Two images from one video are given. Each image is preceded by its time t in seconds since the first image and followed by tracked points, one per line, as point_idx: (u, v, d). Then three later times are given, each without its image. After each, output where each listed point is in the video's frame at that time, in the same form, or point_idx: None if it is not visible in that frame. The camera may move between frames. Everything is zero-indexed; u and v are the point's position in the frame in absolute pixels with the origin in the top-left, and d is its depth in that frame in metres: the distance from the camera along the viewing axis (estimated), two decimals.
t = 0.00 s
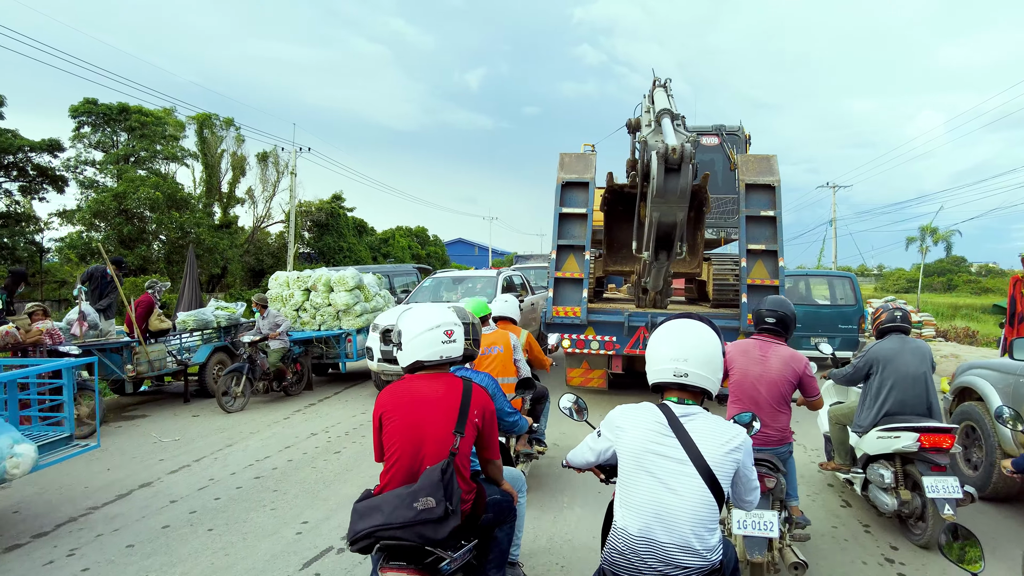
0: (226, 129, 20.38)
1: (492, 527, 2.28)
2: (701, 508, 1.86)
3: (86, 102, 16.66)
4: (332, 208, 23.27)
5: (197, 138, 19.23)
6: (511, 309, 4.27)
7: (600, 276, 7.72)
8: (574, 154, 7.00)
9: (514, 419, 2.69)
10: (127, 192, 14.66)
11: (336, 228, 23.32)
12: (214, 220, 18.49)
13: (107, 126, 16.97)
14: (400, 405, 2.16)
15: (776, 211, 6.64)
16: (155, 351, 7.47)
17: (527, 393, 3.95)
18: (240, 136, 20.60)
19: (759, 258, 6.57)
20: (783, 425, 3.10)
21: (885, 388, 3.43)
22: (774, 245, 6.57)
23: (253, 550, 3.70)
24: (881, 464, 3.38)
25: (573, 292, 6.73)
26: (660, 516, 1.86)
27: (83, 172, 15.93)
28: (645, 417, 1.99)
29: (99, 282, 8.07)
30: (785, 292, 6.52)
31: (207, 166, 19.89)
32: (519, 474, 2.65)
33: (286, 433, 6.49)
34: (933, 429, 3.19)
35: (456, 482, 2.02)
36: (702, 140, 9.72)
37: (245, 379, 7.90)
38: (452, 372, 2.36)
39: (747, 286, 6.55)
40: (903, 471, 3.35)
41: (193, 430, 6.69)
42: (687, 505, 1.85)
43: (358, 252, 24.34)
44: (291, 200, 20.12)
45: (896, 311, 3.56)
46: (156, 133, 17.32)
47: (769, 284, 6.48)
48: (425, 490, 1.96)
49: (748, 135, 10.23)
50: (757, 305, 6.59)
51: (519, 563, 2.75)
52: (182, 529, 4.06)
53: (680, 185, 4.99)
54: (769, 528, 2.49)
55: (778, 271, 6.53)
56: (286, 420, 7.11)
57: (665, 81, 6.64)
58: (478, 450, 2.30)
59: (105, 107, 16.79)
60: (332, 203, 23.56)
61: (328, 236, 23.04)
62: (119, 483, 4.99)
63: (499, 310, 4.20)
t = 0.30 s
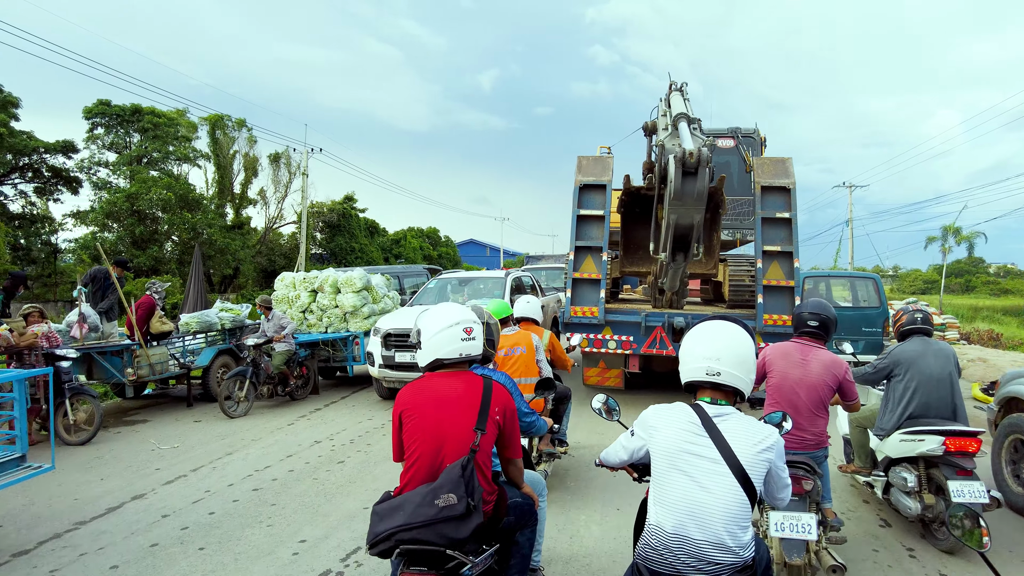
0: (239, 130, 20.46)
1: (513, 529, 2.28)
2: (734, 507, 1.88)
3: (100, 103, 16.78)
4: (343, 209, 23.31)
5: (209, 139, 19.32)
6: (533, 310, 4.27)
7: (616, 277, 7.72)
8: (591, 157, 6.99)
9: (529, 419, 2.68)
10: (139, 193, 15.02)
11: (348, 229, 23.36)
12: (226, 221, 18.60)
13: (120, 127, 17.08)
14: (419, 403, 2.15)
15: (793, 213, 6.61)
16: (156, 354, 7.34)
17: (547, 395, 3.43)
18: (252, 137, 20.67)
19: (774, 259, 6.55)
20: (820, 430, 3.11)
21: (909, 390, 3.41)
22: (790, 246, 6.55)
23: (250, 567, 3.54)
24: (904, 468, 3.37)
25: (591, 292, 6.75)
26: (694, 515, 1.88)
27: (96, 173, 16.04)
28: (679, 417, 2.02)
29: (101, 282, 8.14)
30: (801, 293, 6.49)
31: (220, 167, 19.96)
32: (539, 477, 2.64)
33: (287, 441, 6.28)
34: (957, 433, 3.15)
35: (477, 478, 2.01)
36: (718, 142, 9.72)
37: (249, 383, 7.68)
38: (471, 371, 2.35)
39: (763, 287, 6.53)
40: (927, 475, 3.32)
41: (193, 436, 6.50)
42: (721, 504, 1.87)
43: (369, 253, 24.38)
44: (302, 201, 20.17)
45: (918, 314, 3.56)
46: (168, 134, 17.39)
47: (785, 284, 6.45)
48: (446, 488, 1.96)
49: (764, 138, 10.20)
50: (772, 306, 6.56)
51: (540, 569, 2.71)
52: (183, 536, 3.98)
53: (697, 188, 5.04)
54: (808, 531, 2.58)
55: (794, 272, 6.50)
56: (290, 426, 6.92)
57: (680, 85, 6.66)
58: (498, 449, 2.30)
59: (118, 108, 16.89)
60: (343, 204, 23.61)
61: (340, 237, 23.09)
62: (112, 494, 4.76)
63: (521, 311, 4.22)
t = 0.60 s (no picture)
0: (254, 130, 20.55)
1: (541, 534, 2.30)
2: (767, 495, 1.90)
3: (117, 104, 16.93)
4: (359, 209, 23.40)
5: (225, 140, 19.43)
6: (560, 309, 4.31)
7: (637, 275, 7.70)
8: (611, 158, 6.97)
9: (561, 421, 2.67)
10: (155, 193, 15.30)
11: (363, 229, 23.47)
12: (242, 221, 18.77)
13: (136, 128, 17.22)
14: (442, 409, 2.15)
15: (812, 213, 6.58)
16: (161, 356, 7.31)
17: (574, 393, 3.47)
18: (268, 137, 20.77)
19: (793, 259, 6.52)
20: (855, 429, 3.16)
21: (933, 390, 3.39)
22: (810, 246, 6.52)
23: None
24: (930, 469, 3.37)
25: (612, 291, 6.77)
26: (729, 506, 1.91)
27: (114, 173, 16.19)
28: (708, 410, 2.03)
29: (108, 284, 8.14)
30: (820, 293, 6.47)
31: (236, 167, 20.08)
32: (565, 481, 2.62)
33: (293, 447, 6.19)
34: (983, 434, 3.14)
35: (506, 484, 2.01)
36: (738, 143, 9.69)
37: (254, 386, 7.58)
38: (493, 372, 2.34)
39: (782, 287, 6.51)
40: (954, 476, 3.31)
41: (195, 441, 6.44)
42: (754, 494, 1.90)
43: (384, 253, 24.47)
44: (318, 201, 20.27)
45: (944, 314, 3.50)
46: (184, 135, 17.49)
47: (805, 284, 6.42)
48: (474, 496, 1.95)
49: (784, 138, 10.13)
50: (791, 305, 6.54)
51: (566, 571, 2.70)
52: (187, 546, 3.92)
53: (718, 190, 5.02)
54: (851, 527, 2.70)
55: (814, 272, 6.47)
56: (297, 431, 6.85)
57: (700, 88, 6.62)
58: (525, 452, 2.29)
59: (135, 109, 17.03)
60: (358, 203, 23.70)
61: (355, 237, 23.20)
62: (105, 504, 4.64)
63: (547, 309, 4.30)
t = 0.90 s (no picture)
0: (275, 130, 20.67)
1: (575, 537, 2.36)
2: (804, 478, 2.13)
3: (140, 106, 17.12)
4: (378, 209, 23.49)
5: (246, 141, 19.59)
6: (591, 307, 4.54)
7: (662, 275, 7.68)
8: (636, 158, 6.97)
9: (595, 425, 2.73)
10: (177, 193, 15.45)
11: (383, 229, 23.56)
12: (263, 221, 18.95)
13: (158, 129, 17.41)
14: (478, 413, 2.16)
15: (837, 213, 6.54)
16: (169, 358, 7.31)
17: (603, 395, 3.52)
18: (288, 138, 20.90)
19: (818, 258, 6.49)
20: (896, 426, 3.24)
21: (963, 390, 3.36)
22: (834, 245, 6.48)
23: None
24: (965, 471, 3.32)
25: (637, 290, 6.77)
26: (768, 487, 2.12)
27: (136, 174, 16.38)
28: (749, 399, 2.26)
29: (114, 284, 8.07)
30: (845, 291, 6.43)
31: (257, 167, 20.23)
32: (597, 481, 2.63)
33: (302, 453, 6.08)
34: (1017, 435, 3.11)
35: (544, 492, 2.01)
36: (762, 142, 9.67)
37: (265, 387, 7.51)
38: (526, 374, 2.33)
39: (807, 285, 6.48)
40: (989, 478, 3.28)
41: (201, 446, 6.36)
42: (790, 476, 2.12)
43: (404, 252, 24.57)
44: (338, 202, 20.38)
45: (980, 314, 3.49)
46: (205, 135, 17.63)
47: (830, 283, 6.39)
48: (512, 503, 1.95)
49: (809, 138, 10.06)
50: (816, 304, 6.51)
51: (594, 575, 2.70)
52: (194, 555, 3.86)
53: (744, 190, 5.02)
54: (898, 522, 2.75)
55: (838, 270, 6.43)
56: (307, 436, 6.76)
57: (724, 90, 6.61)
58: (560, 456, 2.30)
59: (157, 110, 17.23)
60: (378, 203, 23.79)
61: (375, 237, 23.30)
62: (113, 512, 4.57)
63: (580, 308, 4.48)
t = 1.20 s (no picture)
0: (295, 130, 20.78)
1: (603, 534, 2.36)
2: (837, 465, 2.27)
3: (161, 107, 17.31)
4: (398, 208, 23.57)
5: (267, 141, 19.74)
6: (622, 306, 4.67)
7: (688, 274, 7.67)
8: (660, 159, 6.97)
9: (620, 425, 2.72)
10: (197, 193, 15.61)
11: (402, 228, 23.64)
12: (283, 221, 19.10)
13: (180, 129, 17.59)
14: (508, 413, 2.16)
15: (861, 212, 6.50)
16: (176, 359, 7.19)
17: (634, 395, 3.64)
18: (309, 138, 21.02)
19: (843, 257, 6.46)
20: (931, 423, 3.22)
21: (1000, 391, 3.33)
22: (859, 244, 6.44)
23: None
24: (999, 472, 3.28)
25: (663, 289, 6.77)
26: (804, 473, 2.27)
27: (159, 174, 16.54)
28: (785, 392, 2.40)
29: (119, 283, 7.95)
30: (870, 290, 6.40)
31: (278, 167, 20.36)
32: (625, 478, 2.63)
33: (307, 460, 5.85)
34: None
35: (572, 494, 2.01)
36: (787, 142, 9.64)
37: (273, 391, 7.38)
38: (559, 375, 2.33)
39: (831, 285, 6.46)
40: None
41: (204, 453, 6.15)
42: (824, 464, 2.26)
43: (423, 251, 24.64)
44: (358, 201, 20.46)
45: (1015, 314, 3.51)
46: (226, 136, 17.77)
47: (854, 282, 6.37)
48: (539, 505, 1.94)
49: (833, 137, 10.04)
50: (840, 303, 6.49)
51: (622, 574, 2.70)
52: (208, 560, 3.81)
53: (769, 191, 5.02)
54: (937, 519, 2.77)
55: (863, 270, 6.40)
56: (314, 442, 6.54)
57: (747, 90, 6.60)
58: (589, 456, 2.30)
59: (178, 111, 17.42)
60: (398, 203, 23.87)
61: (395, 236, 23.39)
62: (141, 509, 4.64)
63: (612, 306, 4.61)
